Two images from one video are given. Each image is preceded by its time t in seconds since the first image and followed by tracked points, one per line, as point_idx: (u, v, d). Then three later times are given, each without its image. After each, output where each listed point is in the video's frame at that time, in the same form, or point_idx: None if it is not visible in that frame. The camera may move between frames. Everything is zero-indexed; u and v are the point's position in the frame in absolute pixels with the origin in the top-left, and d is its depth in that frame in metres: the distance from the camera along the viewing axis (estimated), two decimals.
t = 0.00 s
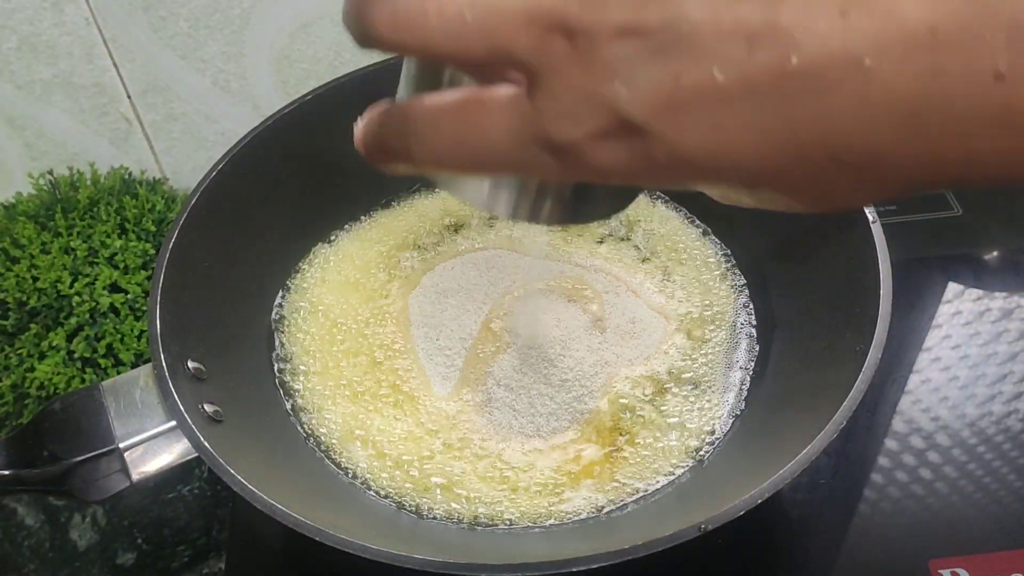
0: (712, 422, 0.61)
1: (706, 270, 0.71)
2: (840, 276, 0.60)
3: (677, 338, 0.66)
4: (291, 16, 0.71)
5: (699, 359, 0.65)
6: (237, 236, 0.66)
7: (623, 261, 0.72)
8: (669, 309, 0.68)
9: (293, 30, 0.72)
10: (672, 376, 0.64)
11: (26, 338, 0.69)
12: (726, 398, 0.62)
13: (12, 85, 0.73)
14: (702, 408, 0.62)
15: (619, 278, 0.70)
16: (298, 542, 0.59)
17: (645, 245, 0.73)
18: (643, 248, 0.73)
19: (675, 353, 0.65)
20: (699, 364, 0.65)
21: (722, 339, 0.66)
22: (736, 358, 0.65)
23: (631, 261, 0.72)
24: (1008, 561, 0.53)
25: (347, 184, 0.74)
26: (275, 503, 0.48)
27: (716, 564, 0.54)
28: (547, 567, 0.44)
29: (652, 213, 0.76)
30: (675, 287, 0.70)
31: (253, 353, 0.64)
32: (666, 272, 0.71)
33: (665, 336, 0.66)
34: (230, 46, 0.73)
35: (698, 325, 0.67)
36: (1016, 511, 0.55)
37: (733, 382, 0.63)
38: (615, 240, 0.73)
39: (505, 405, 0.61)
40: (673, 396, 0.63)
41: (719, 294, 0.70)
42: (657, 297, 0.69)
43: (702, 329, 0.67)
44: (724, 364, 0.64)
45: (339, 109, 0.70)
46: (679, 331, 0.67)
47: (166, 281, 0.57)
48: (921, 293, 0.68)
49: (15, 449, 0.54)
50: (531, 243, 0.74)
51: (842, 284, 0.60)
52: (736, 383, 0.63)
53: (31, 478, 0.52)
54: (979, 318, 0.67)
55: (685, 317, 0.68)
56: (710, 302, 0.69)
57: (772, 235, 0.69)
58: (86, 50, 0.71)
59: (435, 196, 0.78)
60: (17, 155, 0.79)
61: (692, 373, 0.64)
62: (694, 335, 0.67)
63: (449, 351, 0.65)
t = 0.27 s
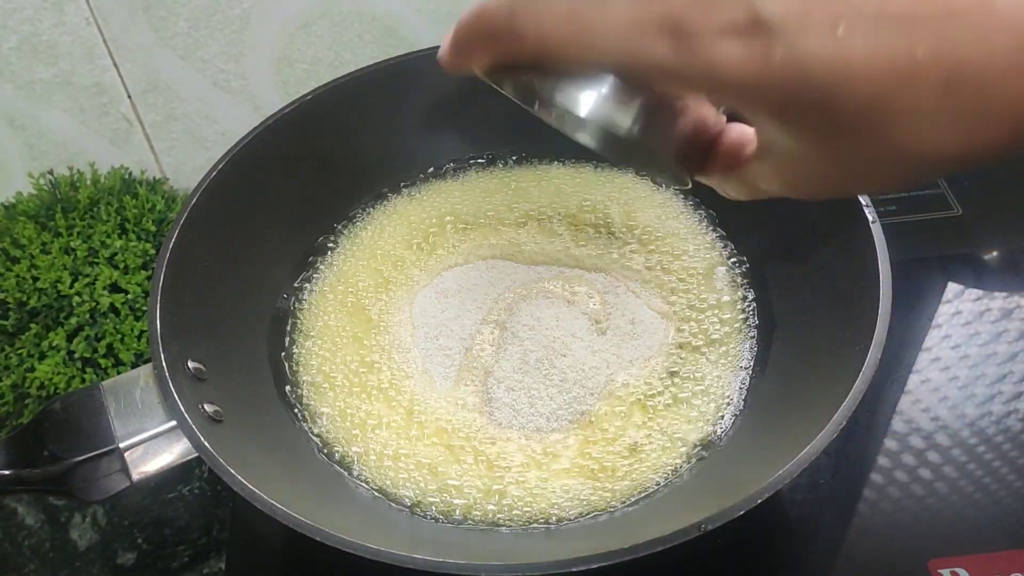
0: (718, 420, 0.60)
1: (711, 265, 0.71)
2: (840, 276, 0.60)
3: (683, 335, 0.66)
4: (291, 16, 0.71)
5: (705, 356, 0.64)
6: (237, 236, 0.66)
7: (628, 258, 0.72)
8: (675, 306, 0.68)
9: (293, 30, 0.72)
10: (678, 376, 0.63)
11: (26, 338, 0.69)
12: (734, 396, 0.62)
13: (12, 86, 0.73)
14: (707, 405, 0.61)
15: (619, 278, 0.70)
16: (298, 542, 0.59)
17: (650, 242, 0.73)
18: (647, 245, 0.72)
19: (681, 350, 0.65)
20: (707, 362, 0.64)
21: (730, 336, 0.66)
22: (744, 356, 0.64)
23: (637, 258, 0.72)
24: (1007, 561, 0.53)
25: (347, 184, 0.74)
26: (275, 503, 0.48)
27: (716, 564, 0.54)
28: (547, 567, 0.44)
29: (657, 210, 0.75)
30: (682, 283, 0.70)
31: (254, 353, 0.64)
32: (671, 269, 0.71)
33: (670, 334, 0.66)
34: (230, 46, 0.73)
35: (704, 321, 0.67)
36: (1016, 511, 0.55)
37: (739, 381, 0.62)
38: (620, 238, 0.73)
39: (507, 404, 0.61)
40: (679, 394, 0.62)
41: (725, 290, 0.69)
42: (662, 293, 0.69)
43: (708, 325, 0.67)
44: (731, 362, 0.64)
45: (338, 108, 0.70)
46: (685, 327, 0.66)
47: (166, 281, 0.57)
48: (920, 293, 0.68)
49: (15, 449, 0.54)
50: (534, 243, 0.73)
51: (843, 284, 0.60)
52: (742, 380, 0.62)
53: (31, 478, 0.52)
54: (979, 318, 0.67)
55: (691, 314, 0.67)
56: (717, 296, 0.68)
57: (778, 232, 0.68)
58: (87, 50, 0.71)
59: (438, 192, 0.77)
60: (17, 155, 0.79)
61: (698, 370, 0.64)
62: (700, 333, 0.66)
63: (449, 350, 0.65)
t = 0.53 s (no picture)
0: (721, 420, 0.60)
1: (714, 264, 0.70)
2: (841, 276, 0.60)
3: (687, 335, 0.65)
4: (291, 16, 0.71)
5: (709, 356, 0.64)
6: (237, 236, 0.66)
7: (630, 258, 0.71)
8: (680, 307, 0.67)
9: (293, 30, 0.72)
10: (682, 376, 0.63)
11: (26, 338, 0.69)
12: (740, 398, 0.61)
13: (12, 85, 0.74)
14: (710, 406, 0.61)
15: (619, 278, 0.70)
16: (298, 542, 0.59)
17: (653, 242, 0.72)
18: (650, 244, 0.72)
19: (685, 350, 0.64)
20: (713, 362, 0.64)
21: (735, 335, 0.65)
22: (750, 356, 0.64)
23: (640, 258, 0.71)
24: (1007, 561, 0.53)
25: (348, 184, 0.74)
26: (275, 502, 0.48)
27: (716, 564, 0.54)
28: (545, 566, 0.44)
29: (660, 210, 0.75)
30: (687, 283, 0.69)
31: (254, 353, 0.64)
32: (675, 269, 0.70)
33: (673, 335, 0.65)
34: (230, 46, 0.73)
35: (709, 321, 0.66)
36: (1016, 511, 0.55)
37: (744, 381, 0.62)
38: (623, 238, 0.73)
39: (507, 403, 0.61)
40: (682, 395, 0.62)
41: (728, 288, 0.68)
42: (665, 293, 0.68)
43: (712, 325, 0.66)
44: (740, 363, 0.63)
45: (339, 107, 0.70)
46: (688, 327, 0.66)
47: (165, 281, 0.57)
48: (920, 294, 0.68)
49: (15, 448, 0.54)
50: (536, 243, 0.73)
51: (844, 285, 0.60)
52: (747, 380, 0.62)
53: (31, 477, 0.54)
54: (979, 318, 0.67)
55: (695, 313, 0.67)
56: (720, 296, 0.68)
57: (780, 231, 0.68)
58: (87, 50, 0.72)
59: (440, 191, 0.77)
60: (18, 155, 0.80)
61: (702, 370, 0.63)
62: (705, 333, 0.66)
63: (449, 350, 0.65)
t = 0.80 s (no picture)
0: (721, 420, 0.60)
1: (715, 265, 0.70)
2: (841, 276, 0.60)
3: (688, 335, 0.65)
4: (291, 16, 0.71)
5: (710, 355, 0.64)
6: (237, 237, 0.66)
7: (632, 259, 0.71)
8: (682, 308, 0.67)
9: (293, 29, 0.72)
10: (682, 377, 0.63)
11: (26, 338, 0.69)
12: (740, 398, 0.61)
13: (12, 85, 0.74)
14: (710, 406, 0.61)
15: (619, 278, 0.70)
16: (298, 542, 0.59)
17: (654, 243, 0.72)
18: (653, 245, 0.72)
19: (687, 350, 0.64)
20: (714, 362, 0.63)
21: (734, 335, 0.65)
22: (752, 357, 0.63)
23: (643, 258, 0.71)
24: (1007, 561, 0.53)
25: (348, 184, 0.74)
26: (275, 503, 0.48)
27: (717, 564, 0.54)
28: (545, 566, 0.44)
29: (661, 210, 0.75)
30: (690, 283, 0.69)
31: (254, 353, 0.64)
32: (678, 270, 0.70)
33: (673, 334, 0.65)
34: (230, 46, 0.73)
35: (712, 321, 0.66)
36: (1016, 511, 0.55)
37: (745, 382, 0.62)
38: (624, 239, 0.73)
39: (508, 402, 0.61)
40: (682, 395, 0.62)
41: (731, 288, 0.68)
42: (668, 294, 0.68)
43: (715, 326, 0.66)
44: (741, 363, 0.63)
45: (338, 107, 0.70)
46: (690, 327, 0.66)
47: (165, 282, 0.57)
48: (920, 294, 0.68)
49: (15, 448, 0.54)
50: (538, 244, 0.73)
51: (844, 285, 0.60)
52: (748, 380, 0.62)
53: (31, 477, 0.54)
54: (979, 318, 0.67)
55: (698, 313, 0.67)
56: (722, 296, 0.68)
57: (780, 231, 0.68)
58: (87, 50, 0.72)
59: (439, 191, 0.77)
60: (18, 155, 0.80)
61: (703, 370, 0.63)
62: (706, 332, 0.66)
63: (449, 351, 0.65)
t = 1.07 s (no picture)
0: (722, 420, 0.60)
1: (717, 266, 0.70)
2: (841, 276, 0.60)
3: (689, 336, 0.65)
4: (291, 16, 0.71)
5: (710, 356, 0.64)
6: (237, 237, 0.66)
7: (633, 261, 0.71)
8: (682, 308, 0.67)
9: (293, 29, 0.72)
10: (683, 377, 0.63)
11: (26, 338, 0.69)
12: (740, 398, 0.61)
13: (12, 85, 0.74)
14: (710, 405, 0.61)
15: (619, 279, 0.70)
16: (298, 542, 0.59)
17: (656, 246, 0.72)
18: (655, 248, 0.72)
19: (687, 351, 0.64)
20: (714, 363, 0.63)
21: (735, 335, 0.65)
22: (754, 358, 0.63)
23: (644, 261, 0.71)
24: (1007, 561, 0.53)
25: (348, 184, 0.74)
26: (275, 503, 0.48)
27: (717, 564, 0.54)
28: (545, 567, 0.44)
29: (662, 212, 0.74)
30: (692, 285, 0.69)
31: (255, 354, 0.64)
32: (680, 271, 0.70)
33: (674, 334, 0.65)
34: (230, 46, 0.73)
35: (715, 323, 0.66)
36: (1016, 511, 0.55)
37: (746, 382, 0.62)
38: (626, 241, 0.73)
39: (508, 402, 0.61)
40: (682, 394, 0.62)
41: (732, 290, 0.68)
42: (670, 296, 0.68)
43: (717, 326, 0.66)
44: (742, 364, 0.63)
45: (338, 107, 0.70)
46: (691, 327, 0.66)
47: (165, 282, 0.57)
48: (920, 294, 0.68)
49: (15, 447, 0.54)
50: (539, 246, 0.73)
51: (844, 285, 0.60)
52: (750, 381, 0.62)
53: (31, 477, 0.54)
54: (979, 318, 0.67)
55: (699, 315, 0.67)
56: (723, 297, 0.68)
57: (780, 231, 0.68)
58: (87, 50, 0.72)
59: (437, 189, 0.77)
60: (18, 155, 0.80)
61: (704, 370, 0.63)
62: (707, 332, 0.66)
63: (449, 351, 0.65)
